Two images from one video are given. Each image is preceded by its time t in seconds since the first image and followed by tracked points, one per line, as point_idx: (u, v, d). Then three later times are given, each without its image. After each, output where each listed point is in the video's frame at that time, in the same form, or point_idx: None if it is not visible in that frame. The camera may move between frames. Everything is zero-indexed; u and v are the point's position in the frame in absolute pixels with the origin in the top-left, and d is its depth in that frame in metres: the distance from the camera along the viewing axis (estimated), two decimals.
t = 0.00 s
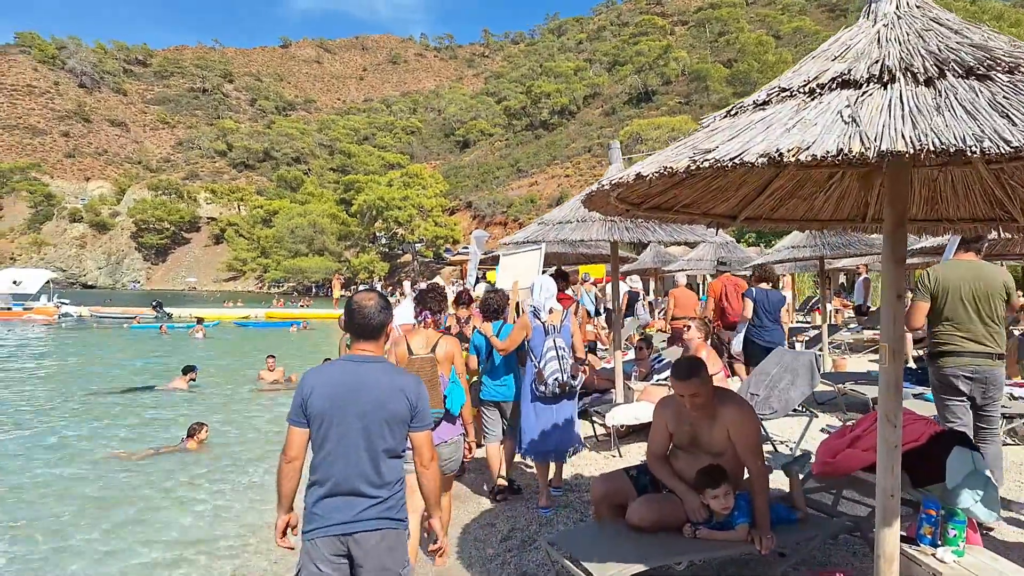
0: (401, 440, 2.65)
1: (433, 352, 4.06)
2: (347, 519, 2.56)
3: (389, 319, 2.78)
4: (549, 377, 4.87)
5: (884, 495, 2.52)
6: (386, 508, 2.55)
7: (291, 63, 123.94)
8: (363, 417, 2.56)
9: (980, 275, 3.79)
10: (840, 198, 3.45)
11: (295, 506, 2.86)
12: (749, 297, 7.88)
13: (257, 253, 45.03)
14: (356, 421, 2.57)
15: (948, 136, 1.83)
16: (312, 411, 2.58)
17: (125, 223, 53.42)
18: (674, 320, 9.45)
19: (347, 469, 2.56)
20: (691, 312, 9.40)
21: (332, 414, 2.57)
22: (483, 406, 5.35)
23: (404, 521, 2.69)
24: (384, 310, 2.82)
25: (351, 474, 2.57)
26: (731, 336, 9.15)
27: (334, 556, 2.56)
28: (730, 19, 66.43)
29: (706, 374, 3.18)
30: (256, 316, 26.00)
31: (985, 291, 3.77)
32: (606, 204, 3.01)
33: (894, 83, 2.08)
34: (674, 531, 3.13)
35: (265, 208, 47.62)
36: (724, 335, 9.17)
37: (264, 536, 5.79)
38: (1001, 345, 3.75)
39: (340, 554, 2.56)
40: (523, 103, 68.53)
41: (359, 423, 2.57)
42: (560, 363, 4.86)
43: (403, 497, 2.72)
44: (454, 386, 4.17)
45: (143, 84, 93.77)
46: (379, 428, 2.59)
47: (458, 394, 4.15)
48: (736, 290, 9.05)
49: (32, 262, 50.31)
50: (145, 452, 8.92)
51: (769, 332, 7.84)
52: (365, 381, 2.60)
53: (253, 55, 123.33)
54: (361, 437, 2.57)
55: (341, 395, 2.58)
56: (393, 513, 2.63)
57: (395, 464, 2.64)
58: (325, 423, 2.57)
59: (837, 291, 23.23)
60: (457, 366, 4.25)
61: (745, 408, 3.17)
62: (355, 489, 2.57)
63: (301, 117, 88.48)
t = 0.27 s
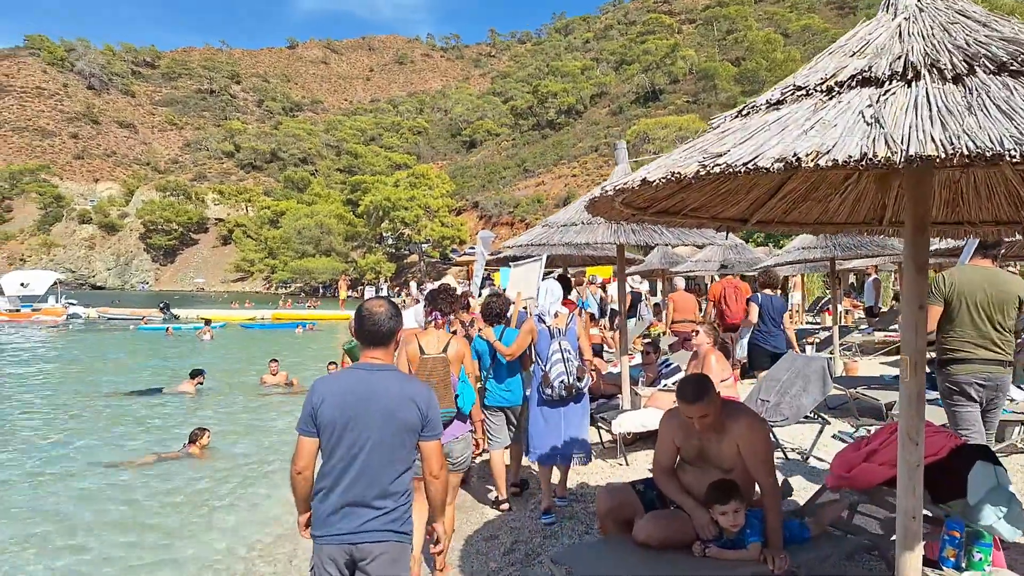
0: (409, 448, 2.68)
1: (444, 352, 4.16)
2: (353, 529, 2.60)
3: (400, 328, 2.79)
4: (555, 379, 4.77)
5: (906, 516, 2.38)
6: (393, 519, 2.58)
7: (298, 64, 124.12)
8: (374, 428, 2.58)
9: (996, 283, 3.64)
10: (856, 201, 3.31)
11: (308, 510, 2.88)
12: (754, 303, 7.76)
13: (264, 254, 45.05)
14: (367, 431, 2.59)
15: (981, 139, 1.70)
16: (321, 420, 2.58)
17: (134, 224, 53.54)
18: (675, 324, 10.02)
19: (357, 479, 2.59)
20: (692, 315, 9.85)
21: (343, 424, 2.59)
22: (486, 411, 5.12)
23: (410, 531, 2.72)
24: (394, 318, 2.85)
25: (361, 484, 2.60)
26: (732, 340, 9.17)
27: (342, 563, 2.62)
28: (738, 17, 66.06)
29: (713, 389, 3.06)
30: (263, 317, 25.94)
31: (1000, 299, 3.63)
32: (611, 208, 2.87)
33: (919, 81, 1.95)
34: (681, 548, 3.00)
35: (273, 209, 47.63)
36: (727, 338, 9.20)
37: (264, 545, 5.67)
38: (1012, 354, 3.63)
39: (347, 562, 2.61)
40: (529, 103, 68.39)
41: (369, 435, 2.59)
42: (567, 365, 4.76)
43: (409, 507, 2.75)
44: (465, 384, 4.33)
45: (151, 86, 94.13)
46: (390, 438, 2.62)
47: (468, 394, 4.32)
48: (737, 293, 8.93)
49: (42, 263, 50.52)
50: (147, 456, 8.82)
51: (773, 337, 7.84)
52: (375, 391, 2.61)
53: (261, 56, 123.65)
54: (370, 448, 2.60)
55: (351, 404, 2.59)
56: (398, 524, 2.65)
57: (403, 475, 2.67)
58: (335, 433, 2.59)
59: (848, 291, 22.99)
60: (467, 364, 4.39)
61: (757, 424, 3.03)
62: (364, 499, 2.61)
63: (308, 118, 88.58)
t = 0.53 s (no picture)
0: (421, 452, 2.64)
1: (453, 355, 4.09)
2: (362, 533, 2.56)
3: (410, 331, 2.75)
4: (570, 381, 4.68)
5: (937, 535, 2.26)
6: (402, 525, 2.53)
7: (310, 65, 124.59)
8: (386, 432, 2.55)
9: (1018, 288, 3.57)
10: (880, 201, 3.18)
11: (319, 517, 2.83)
12: (767, 303, 7.61)
13: (275, 254, 45.17)
14: (380, 435, 2.55)
15: None
16: (334, 423, 2.55)
17: (146, 224, 53.82)
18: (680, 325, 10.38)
19: (369, 484, 2.56)
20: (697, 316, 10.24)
21: (354, 429, 2.55)
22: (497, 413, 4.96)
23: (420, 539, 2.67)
24: (405, 322, 2.80)
25: (373, 488, 2.56)
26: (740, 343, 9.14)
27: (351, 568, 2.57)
28: (750, 16, 65.67)
29: (727, 398, 2.95)
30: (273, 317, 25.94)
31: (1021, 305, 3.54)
32: (622, 210, 2.76)
33: (956, 74, 1.84)
34: (698, 562, 2.88)
35: (284, 209, 47.78)
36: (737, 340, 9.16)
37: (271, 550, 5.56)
38: None
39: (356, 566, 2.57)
40: (539, 102, 68.26)
41: (381, 437, 2.56)
42: (582, 366, 4.66)
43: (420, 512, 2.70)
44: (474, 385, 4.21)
45: (164, 87, 94.71)
46: (401, 442, 2.58)
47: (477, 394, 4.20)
48: (747, 296, 8.91)
49: (56, 263, 50.90)
50: (155, 457, 8.74)
51: (784, 337, 7.69)
52: (385, 395, 2.58)
53: (272, 57, 124.17)
54: (382, 453, 2.56)
55: (363, 408, 2.56)
56: (408, 529, 2.60)
57: (414, 481, 2.63)
58: (347, 437, 2.55)
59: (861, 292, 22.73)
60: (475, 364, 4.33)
61: (775, 435, 2.91)
62: (376, 502, 2.57)
63: (319, 118, 88.87)
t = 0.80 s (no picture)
0: (437, 444, 2.68)
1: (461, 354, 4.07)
2: (383, 522, 2.63)
3: (421, 327, 2.79)
4: (585, 380, 4.55)
5: (982, 545, 2.14)
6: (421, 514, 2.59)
7: (323, 65, 125.09)
8: (401, 426, 2.59)
9: None
10: (914, 196, 3.07)
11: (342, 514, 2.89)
12: (778, 305, 7.45)
13: (288, 254, 45.36)
14: (392, 431, 2.60)
15: None
16: (353, 422, 2.62)
17: (161, 223, 54.17)
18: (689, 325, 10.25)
19: (388, 476, 2.61)
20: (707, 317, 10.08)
21: (371, 423, 2.60)
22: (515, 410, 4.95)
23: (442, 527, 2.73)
24: (415, 319, 2.81)
25: (393, 479, 2.61)
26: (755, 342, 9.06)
27: (375, 560, 2.65)
28: (764, 16, 65.21)
29: (752, 403, 2.84)
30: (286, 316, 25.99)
31: None
32: (651, 203, 2.66)
33: (1009, 57, 1.73)
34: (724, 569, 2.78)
35: (297, 209, 47.94)
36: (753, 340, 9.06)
37: (288, 556, 5.51)
38: None
39: (378, 554, 2.63)
40: (552, 102, 68.08)
41: (397, 432, 2.60)
42: (598, 366, 4.53)
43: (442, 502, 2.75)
44: (483, 382, 4.24)
45: (179, 87, 95.36)
46: (417, 436, 2.63)
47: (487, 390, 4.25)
48: (764, 295, 8.81)
49: (72, 261, 51.35)
50: (169, 456, 8.71)
51: (794, 338, 7.52)
52: (399, 391, 2.63)
53: (286, 58, 124.72)
54: (398, 446, 2.61)
55: (379, 404, 2.61)
56: (430, 519, 2.66)
57: (432, 471, 2.68)
58: (366, 432, 2.61)
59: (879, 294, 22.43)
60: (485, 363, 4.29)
61: (803, 437, 2.81)
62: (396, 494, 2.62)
63: (332, 119, 89.21)
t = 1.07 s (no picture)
0: (450, 434, 2.67)
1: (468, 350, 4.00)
2: (401, 510, 2.60)
3: (430, 319, 2.81)
4: (594, 386, 4.43)
5: None
6: (438, 501, 2.56)
7: (334, 66, 125.40)
8: (414, 417, 2.58)
9: None
10: (957, 190, 2.90)
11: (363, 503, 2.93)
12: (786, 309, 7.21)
13: (299, 253, 45.39)
14: (406, 420, 2.59)
15: None
16: (367, 411, 2.62)
17: (173, 223, 54.36)
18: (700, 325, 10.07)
19: (405, 465, 2.60)
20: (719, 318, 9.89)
21: (384, 412, 2.60)
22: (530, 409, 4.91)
23: (460, 518, 2.69)
24: (424, 311, 2.85)
25: (410, 469, 2.60)
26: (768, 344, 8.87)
27: (391, 548, 2.62)
28: (777, 15, 64.77)
29: (783, 408, 2.69)
30: (296, 315, 25.95)
31: None
32: (682, 194, 2.55)
33: None
34: None
35: (308, 208, 47.98)
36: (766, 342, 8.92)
37: (302, 556, 5.37)
38: None
39: (398, 544, 2.60)
40: (563, 102, 67.86)
41: (410, 421, 2.59)
42: (606, 371, 4.42)
43: (457, 491, 2.73)
44: (492, 377, 4.22)
45: (192, 87, 95.83)
46: (432, 426, 2.61)
47: (496, 385, 4.24)
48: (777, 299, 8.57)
49: (85, 259, 51.63)
50: (180, 455, 8.59)
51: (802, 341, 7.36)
52: (412, 380, 2.62)
53: (297, 58, 125.09)
54: (412, 435, 2.60)
55: (392, 394, 2.61)
56: (447, 508, 2.63)
57: (447, 458, 2.66)
58: (380, 422, 2.60)
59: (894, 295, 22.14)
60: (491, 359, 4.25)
61: (834, 435, 2.69)
62: (414, 481, 2.60)
63: (343, 119, 89.41)
